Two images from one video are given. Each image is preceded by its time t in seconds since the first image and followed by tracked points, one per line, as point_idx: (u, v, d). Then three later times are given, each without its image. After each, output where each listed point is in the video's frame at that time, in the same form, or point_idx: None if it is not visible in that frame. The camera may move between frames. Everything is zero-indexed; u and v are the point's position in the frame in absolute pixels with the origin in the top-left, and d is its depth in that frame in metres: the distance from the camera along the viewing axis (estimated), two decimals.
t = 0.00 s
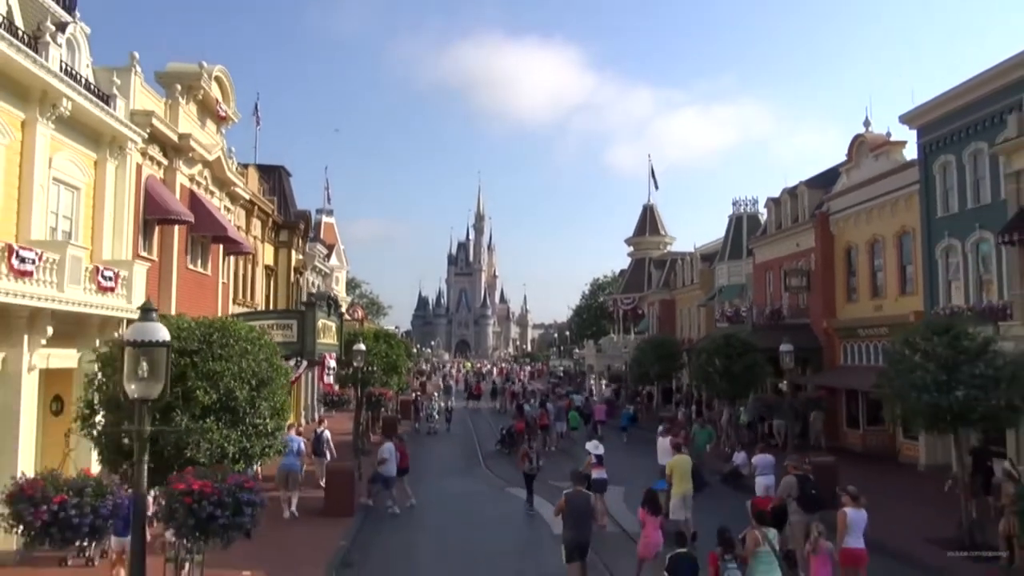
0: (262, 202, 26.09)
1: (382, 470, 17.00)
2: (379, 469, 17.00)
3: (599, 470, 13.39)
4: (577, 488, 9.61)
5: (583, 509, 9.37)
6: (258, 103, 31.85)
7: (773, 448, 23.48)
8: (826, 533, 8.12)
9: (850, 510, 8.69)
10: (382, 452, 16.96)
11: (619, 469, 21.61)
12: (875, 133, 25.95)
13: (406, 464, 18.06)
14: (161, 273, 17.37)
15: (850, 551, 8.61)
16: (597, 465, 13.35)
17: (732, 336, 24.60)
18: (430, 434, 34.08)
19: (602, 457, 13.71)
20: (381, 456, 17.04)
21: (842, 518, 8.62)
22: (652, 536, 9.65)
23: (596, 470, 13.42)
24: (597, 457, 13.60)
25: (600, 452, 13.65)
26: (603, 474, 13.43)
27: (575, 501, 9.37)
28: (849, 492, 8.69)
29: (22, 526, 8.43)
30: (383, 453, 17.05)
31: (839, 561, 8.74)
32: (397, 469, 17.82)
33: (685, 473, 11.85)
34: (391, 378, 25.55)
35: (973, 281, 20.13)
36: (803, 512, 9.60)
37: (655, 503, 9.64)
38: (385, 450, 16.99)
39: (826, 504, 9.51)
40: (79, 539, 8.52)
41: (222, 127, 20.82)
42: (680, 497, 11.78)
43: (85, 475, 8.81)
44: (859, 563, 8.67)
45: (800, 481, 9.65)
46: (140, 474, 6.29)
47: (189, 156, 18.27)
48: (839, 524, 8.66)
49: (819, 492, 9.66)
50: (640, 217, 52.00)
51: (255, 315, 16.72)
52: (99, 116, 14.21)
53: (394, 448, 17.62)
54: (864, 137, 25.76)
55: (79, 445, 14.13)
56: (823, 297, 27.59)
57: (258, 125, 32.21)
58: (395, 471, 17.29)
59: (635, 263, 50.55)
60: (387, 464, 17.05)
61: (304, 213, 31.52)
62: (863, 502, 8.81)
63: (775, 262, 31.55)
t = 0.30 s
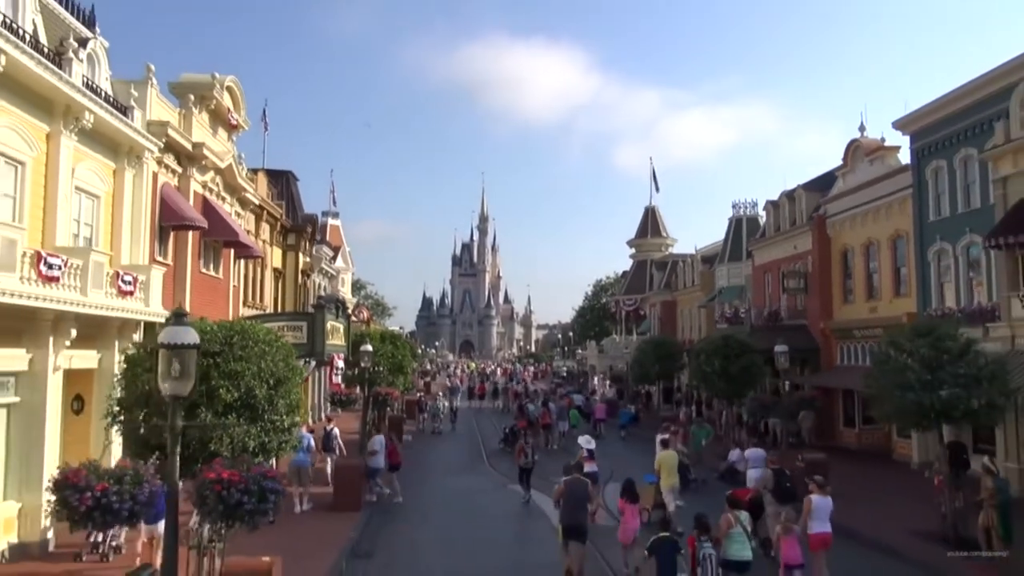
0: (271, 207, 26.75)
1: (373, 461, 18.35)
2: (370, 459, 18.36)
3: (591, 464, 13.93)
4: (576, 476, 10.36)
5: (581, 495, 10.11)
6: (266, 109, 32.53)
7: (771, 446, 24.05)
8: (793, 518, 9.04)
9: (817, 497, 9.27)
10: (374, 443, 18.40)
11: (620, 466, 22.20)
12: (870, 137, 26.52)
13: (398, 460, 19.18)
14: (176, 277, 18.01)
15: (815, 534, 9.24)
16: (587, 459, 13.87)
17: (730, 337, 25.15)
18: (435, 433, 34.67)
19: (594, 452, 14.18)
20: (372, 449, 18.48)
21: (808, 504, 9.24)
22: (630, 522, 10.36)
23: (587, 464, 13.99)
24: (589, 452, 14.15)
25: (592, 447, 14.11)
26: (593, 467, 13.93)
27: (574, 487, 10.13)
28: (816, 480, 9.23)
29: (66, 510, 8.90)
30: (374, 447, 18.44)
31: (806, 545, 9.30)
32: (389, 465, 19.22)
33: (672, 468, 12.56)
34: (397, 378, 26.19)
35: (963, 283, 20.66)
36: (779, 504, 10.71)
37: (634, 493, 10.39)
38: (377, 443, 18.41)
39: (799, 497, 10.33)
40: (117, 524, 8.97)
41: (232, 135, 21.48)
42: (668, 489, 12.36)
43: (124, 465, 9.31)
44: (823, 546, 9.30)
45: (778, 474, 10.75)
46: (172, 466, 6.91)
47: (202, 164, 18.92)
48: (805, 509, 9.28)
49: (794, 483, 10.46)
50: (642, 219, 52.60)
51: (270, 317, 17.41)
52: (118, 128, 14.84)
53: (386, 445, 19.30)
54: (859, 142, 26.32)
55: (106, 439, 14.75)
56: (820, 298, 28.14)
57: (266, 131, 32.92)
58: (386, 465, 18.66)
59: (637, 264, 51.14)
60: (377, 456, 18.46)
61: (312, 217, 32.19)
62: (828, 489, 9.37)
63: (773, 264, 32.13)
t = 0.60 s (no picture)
0: (280, 210, 27.39)
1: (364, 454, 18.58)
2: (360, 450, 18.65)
3: (585, 459, 14.54)
4: (569, 470, 11.07)
5: (574, 487, 10.81)
6: (275, 114, 33.21)
7: (768, 444, 24.58)
8: (764, 505, 9.83)
9: (790, 486, 10.02)
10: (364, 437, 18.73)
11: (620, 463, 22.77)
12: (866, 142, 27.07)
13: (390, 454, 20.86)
14: (190, 279, 18.66)
15: (789, 521, 9.89)
16: (581, 454, 14.47)
17: (728, 337, 25.69)
18: (440, 432, 35.26)
19: (587, 447, 14.77)
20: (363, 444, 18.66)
21: (781, 492, 9.96)
22: (615, 512, 11.45)
23: (581, 459, 14.59)
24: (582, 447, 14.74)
25: (584, 443, 14.70)
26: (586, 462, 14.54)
27: (566, 480, 10.84)
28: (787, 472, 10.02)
29: (103, 498, 9.58)
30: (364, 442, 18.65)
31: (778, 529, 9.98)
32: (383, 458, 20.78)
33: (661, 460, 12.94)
34: (403, 377, 26.80)
35: (954, 286, 21.18)
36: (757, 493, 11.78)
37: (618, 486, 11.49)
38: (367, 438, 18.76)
39: (776, 486, 11.53)
40: (150, 510, 9.64)
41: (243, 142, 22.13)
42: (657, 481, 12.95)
43: (154, 456, 9.94)
44: (795, 532, 9.95)
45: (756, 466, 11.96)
46: (199, 457, 7.51)
47: (215, 171, 19.56)
48: (778, 497, 9.98)
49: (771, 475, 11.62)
50: (644, 221, 53.18)
51: (281, 319, 18.06)
52: (136, 137, 15.47)
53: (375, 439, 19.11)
54: (855, 146, 26.88)
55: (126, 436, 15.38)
56: (818, 300, 28.67)
57: (275, 135, 33.59)
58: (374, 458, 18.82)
59: (639, 265, 51.69)
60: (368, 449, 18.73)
61: (320, 220, 32.85)
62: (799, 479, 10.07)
63: (772, 266, 32.66)
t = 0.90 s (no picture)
0: (293, 212, 28.07)
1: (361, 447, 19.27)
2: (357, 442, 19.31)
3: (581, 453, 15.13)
4: (568, 460, 11.88)
5: (572, 476, 11.66)
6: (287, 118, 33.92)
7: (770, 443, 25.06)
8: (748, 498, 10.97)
9: (772, 479, 11.21)
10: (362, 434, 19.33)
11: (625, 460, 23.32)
12: (867, 147, 27.56)
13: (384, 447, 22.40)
14: (208, 279, 19.34)
15: (771, 511, 11.18)
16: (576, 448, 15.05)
17: (730, 338, 26.22)
18: (448, 430, 35.87)
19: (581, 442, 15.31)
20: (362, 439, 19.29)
21: (764, 485, 11.19)
22: (608, 499, 12.80)
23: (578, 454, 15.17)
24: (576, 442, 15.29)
25: (579, 438, 15.26)
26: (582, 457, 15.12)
27: (565, 471, 11.68)
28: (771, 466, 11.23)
29: (140, 485, 10.21)
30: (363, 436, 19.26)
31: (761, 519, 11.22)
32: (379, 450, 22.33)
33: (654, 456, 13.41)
34: (412, 375, 27.44)
35: (952, 289, 21.63)
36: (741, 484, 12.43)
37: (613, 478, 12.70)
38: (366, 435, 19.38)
39: (758, 479, 12.21)
40: (183, 495, 10.31)
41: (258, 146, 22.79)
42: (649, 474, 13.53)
43: (186, 446, 10.65)
44: (776, 521, 11.26)
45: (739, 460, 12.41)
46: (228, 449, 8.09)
47: (232, 175, 20.22)
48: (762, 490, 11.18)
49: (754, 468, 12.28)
50: (651, 222, 53.70)
51: (296, 318, 18.70)
52: (158, 144, 16.12)
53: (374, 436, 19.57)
54: (856, 151, 27.39)
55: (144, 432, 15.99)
56: (820, 301, 29.16)
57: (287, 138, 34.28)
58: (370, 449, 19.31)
59: (646, 266, 52.19)
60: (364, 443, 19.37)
61: (331, 221, 33.52)
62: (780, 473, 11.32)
63: (776, 268, 33.13)
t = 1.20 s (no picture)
0: (307, 214, 28.74)
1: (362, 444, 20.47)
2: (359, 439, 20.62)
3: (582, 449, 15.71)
4: (572, 454, 12.40)
5: (576, 469, 12.18)
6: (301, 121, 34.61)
7: (774, 442, 25.53)
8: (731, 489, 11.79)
9: (755, 470, 11.74)
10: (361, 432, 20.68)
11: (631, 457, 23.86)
12: (871, 151, 27.99)
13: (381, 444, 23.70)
14: (226, 279, 20.01)
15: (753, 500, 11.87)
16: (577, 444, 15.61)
17: (735, 338, 26.72)
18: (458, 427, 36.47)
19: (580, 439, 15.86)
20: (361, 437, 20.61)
21: (747, 476, 11.73)
22: (601, 492, 13.37)
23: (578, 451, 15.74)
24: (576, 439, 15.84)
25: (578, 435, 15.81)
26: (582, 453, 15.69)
27: (568, 465, 12.21)
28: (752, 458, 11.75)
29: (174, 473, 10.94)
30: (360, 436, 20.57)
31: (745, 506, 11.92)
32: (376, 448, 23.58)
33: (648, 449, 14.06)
34: (423, 374, 28.07)
35: (952, 291, 22.06)
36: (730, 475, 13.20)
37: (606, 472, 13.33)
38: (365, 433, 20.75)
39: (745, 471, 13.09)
40: (213, 483, 10.96)
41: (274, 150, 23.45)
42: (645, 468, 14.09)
43: (216, 438, 11.32)
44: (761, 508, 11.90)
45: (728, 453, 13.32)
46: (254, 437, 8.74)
47: (250, 179, 20.89)
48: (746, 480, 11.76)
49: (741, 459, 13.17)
50: (659, 223, 54.16)
51: (311, 318, 19.33)
52: (181, 150, 16.80)
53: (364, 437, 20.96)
54: (860, 155, 27.83)
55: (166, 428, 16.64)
56: (824, 303, 29.60)
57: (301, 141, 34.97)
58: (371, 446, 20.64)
59: (653, 267, 52.67)
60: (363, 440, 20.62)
61: (344, 222, 34.18)
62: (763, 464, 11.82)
63: (782, 270, 33.57)
